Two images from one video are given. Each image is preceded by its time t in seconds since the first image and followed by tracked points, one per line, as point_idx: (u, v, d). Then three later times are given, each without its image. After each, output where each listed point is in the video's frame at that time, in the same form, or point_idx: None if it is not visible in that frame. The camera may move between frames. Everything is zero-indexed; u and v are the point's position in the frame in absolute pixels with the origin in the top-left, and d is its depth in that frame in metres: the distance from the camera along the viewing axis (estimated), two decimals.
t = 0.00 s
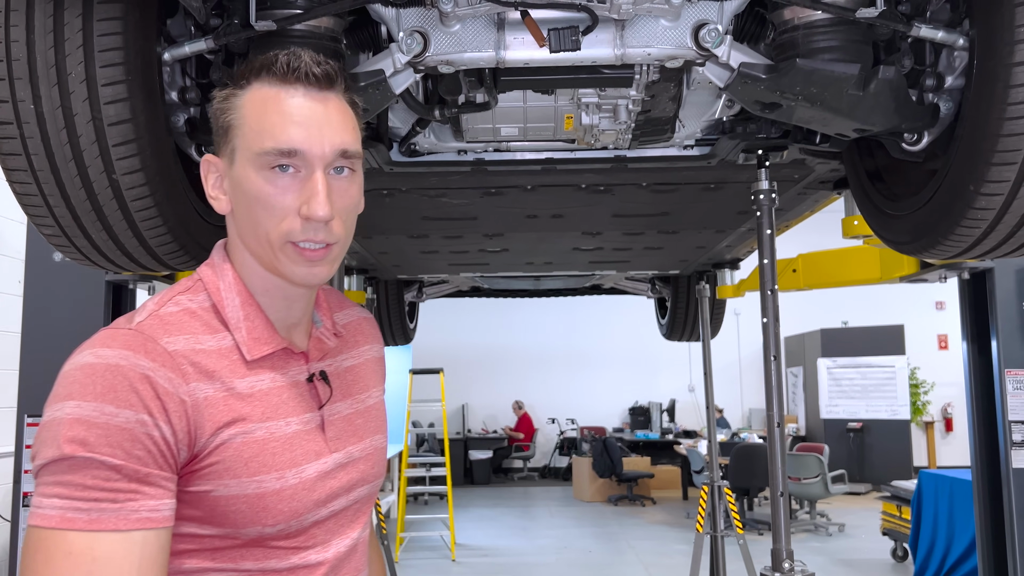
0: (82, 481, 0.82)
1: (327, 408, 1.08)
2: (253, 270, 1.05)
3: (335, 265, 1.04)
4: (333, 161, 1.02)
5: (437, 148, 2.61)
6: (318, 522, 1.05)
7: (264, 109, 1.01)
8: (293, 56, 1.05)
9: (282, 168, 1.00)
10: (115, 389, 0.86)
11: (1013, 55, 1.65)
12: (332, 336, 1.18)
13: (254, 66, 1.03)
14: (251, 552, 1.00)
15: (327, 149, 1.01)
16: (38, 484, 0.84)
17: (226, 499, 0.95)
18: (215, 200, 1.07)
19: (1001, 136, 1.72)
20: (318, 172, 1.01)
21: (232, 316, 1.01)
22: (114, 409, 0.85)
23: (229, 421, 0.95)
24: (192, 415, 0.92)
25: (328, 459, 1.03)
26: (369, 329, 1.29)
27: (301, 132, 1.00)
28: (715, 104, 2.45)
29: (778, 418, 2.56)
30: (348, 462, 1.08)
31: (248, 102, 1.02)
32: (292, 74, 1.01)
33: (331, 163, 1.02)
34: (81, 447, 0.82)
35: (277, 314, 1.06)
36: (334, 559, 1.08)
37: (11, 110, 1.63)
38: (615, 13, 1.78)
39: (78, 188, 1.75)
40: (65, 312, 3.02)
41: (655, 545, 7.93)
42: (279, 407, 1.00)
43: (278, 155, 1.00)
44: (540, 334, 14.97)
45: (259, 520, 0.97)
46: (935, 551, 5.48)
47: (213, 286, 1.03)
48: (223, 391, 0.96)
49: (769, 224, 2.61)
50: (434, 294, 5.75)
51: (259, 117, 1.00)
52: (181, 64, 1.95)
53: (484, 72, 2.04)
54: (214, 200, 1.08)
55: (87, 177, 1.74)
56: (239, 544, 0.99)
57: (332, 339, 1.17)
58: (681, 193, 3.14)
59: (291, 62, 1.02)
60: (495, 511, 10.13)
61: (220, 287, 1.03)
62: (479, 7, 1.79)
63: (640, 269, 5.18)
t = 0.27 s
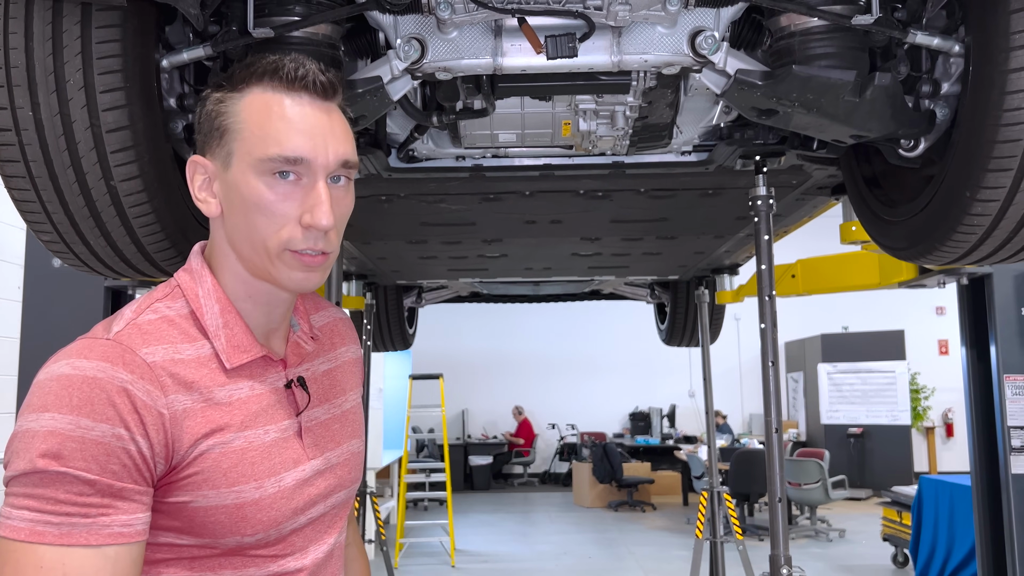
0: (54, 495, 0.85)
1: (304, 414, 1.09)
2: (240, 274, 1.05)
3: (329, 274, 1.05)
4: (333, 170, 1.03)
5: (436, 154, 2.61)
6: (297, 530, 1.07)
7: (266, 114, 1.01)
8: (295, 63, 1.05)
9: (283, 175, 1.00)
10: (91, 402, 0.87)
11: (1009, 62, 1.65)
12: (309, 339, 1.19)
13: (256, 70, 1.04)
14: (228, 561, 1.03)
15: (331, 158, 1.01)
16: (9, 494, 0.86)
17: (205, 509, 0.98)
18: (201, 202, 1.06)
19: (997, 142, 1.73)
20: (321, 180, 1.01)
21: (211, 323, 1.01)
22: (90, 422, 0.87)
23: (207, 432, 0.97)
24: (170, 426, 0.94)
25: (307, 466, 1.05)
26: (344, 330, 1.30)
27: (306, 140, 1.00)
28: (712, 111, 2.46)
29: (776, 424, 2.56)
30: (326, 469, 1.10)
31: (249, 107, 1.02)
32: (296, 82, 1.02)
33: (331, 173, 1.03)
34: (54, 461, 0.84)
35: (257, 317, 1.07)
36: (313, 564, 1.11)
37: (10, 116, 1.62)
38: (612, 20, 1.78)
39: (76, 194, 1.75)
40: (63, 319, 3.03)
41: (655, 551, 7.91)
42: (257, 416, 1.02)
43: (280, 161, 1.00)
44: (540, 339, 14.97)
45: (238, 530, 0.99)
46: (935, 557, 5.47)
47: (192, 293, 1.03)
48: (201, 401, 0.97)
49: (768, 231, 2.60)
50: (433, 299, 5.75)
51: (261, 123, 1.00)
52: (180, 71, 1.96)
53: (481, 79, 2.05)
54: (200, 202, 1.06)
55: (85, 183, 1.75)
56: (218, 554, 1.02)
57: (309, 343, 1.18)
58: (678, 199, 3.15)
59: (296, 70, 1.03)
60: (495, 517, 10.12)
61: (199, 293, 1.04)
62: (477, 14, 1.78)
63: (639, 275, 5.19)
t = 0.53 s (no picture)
0: (60, 485, 0.87)
1: (315, 413, 1.12)
2: (250, 281, 1.08)
3: (331, 282, 1.07)
4: (336, 184, 1.04)
5: (434, 158, 2.62)
6: (308, 524, 1.09)
7: (270, 131, 1.03)
8: (299, 79, 1.07)
9: (287, 190, 1.02)
10: (102, 401, 0.90)
11: (1005, 67, 1.66)
12: (322, 345, 1.22)
13: (261, 86, 1.06)
14: (241, 554, 1.05)
15: (333, 172, 1.03)
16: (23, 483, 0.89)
17: (217, 503, 1.00)
18: (212, 213, 1.09)
19: (993, 147, 1.73)
20: (323, 194, 1.03)
21: (222, 327, 1.04)
22: (100, 419, 0.90)
23: (217, 428, 1.00)
24: (181, 423, 0.97)
25: (316, 463, 1.08)
26: (358, 336, 1.34)
27: (308, 156, 1.02)
28: (710, 115, 2.46)
29: (774, 428, 2.55)
30: (335, 467, 1.12)
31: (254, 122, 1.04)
32: (299, 98, 1.04)
33: (334, 187, 1.04)
34: (61, 453, 0.87)
35: (267, 323, 1.10)
36: (325, 559, 1.13)
37: (9, 121, 1.64)
38: (610, 25, 1.79)
39: (74, 199, 1.76)
40: (63, 322, 3.03)
41: (655, 556, 7.89)
42: (267, 414, 1.05)
43: (284, 176, 1.02)
44: (540, 343, 14.96)
45: (249, 522, 1.02)
46: (935, 562, 5.46)
47: (204, 299, 1.07)
48: (212, 400, 1.00)
49: (766, 234, 2.58)
50: (433, 304, 5.75)
51: (266, 138, 1.03)
52: (178, 76, 1.96)
53: (479, 83, 2.05)
54: (212, 212, 1.09)
55: (83, 188, 1.75)
56: (230, 547, 1.04)
57: (321, 348, 1.21)
58: (677, 203, 3.16)
59: (300, 87, 1.05)
60: (494, 521, 10.10)
61: (211, 298, 1.07)
62: (474, 19, 1.80)
63: (639, 279, 5.19)
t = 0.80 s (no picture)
0: (104, 458, 0.82)
1: (339, 409, 1.07)
2: (281, 278, 1.06)
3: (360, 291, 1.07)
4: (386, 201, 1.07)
5: (433, 162, 2.62)
6: (333, 513, 1.04)
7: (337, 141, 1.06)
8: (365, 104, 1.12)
9: (341, 196, 1.03)
10: (144, 384, 0.87)
11: (1004, 71, 1.66)
12: (342, 349, 1.18)
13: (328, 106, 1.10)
14: (272, 539, 1.00)
15: (388, 190, 1.06)
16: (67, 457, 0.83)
17: (247, 488, 0.96)
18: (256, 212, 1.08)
19: (992, 151, 1.73)
20: (374, 207, 1.05)
21: (252, 325, 1.01)
22: (143, 400, 0.86)
23: (247, 416, 0.96)
24: (215, 409, 0.93)
25: (340, 454, 1.03)
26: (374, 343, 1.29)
27: (369, 170, 1.05)
28: (709, 119, 2.46)
29: (773, 431, 2.56)
30: (361, 459, 1.08)
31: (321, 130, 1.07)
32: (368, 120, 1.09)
33: (384, 203, 1.07)
34: (106, 428, 0.82)
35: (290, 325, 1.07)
36: (349, 550, 1.08)
37: (8, 125, 1.65)
38: (609, 29, 1.79)
39: (74, 202, 1.76)
40: (62, 326, 3.02)
41: (655, 559, 7.88)
42: (293, 405, 1.00)
43: (343, 183, 1.03)
44: (539, 347, 14.97)
45: (278, 506, 0.98)
46: (936, 565, 5.44)
47: (236, 297, 1.04)
48: (243, 389, 0.97)
49: (763, 239, 2.60)
50: (433, 307, 5.75)
51: (333, 146, 1.05)
52: (178, 79, 1.96)
53: (478, 88, 2.04)
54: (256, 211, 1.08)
55: (82, 192, 1.75)
56: (261, 532, 0.99)
57: (343, 352, 1.17)
58: (677, 207, 3.16)
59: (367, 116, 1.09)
60: (493, 525, 10.10)
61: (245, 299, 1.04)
62: (473, 23, 1.80)
63: (638, 282, 5.19)
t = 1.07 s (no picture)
0: (139, 454, 0.98)
1: (361, 413, 1.31)
2: (330, 288, 1.36)
3: (399, 297, 1.39)
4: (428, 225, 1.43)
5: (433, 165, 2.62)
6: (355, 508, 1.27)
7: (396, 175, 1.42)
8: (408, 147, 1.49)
9: (394, 217, 1.38)
10: (182, 382, 1.06)
11: (1003, 74, 1.66)
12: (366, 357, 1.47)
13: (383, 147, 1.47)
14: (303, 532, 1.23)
15: (429, 216, 1.42)
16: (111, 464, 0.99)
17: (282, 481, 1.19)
18: (315, 227, 1.40)
19: (991, 154, 1.73)
20: (417, 228, 1.40)
21: (287, 334, 1.27)
22: (174, 397, 1.03)
23: (279, 416, 1.19)
24: (250, 407, 1.16)
25: (362, 454, 1.27)
26: (392, 359, 1.56)
27: (419, 200, 1.41)
28: (709, 122, 2.45)
29: (772, 434, 2.56)
30: (378, 459, 1.30)
31: (382, 166, 1.43)
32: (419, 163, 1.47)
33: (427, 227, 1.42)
34: (143, 425, 0.99)
35: (330, 326, 1.36)
36: (372, 545, 1.31)
37: (8, 127, 1.65)
38: (608, 32, 1.79)
39: (73, 205, 1.76)
40: (62, 328, 3.03)
41: (654, 562, 7.87)
42: (321, 408, 1.24)
43: (396, 208, 1.38)
44: (539, 349, 14.96)
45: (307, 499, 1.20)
46: (935, 568, 5.44)
47: (271, 308, 1.31)
48: (275, 389, 1.20)
49: (763, 241, 2.59)
50: (432, 309, 5.75)
51: (388, 178, 1.41)
52: (178, 82, 1.97)
53: (477, 91, 2.05)
54: (314, 226, 1.40)
55: (82, 194, 1.75)
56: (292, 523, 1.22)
57: (366, 360, 1.45)
58: (676, 210, 3.16)
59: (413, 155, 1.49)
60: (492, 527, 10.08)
61: (277, 307, 1.31)
62: (473, 26, 1.80)
63: (637, 285, 5.20)
